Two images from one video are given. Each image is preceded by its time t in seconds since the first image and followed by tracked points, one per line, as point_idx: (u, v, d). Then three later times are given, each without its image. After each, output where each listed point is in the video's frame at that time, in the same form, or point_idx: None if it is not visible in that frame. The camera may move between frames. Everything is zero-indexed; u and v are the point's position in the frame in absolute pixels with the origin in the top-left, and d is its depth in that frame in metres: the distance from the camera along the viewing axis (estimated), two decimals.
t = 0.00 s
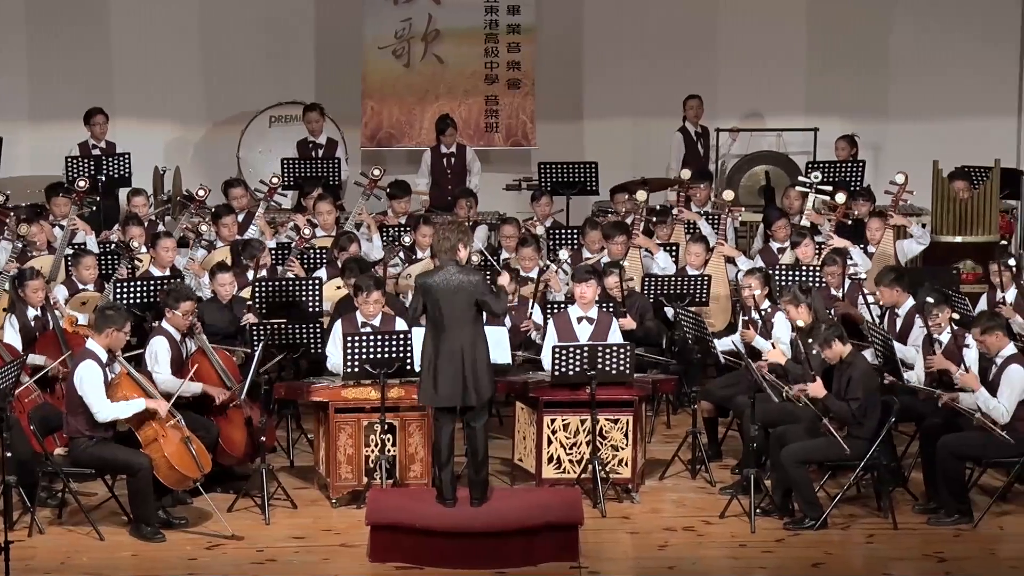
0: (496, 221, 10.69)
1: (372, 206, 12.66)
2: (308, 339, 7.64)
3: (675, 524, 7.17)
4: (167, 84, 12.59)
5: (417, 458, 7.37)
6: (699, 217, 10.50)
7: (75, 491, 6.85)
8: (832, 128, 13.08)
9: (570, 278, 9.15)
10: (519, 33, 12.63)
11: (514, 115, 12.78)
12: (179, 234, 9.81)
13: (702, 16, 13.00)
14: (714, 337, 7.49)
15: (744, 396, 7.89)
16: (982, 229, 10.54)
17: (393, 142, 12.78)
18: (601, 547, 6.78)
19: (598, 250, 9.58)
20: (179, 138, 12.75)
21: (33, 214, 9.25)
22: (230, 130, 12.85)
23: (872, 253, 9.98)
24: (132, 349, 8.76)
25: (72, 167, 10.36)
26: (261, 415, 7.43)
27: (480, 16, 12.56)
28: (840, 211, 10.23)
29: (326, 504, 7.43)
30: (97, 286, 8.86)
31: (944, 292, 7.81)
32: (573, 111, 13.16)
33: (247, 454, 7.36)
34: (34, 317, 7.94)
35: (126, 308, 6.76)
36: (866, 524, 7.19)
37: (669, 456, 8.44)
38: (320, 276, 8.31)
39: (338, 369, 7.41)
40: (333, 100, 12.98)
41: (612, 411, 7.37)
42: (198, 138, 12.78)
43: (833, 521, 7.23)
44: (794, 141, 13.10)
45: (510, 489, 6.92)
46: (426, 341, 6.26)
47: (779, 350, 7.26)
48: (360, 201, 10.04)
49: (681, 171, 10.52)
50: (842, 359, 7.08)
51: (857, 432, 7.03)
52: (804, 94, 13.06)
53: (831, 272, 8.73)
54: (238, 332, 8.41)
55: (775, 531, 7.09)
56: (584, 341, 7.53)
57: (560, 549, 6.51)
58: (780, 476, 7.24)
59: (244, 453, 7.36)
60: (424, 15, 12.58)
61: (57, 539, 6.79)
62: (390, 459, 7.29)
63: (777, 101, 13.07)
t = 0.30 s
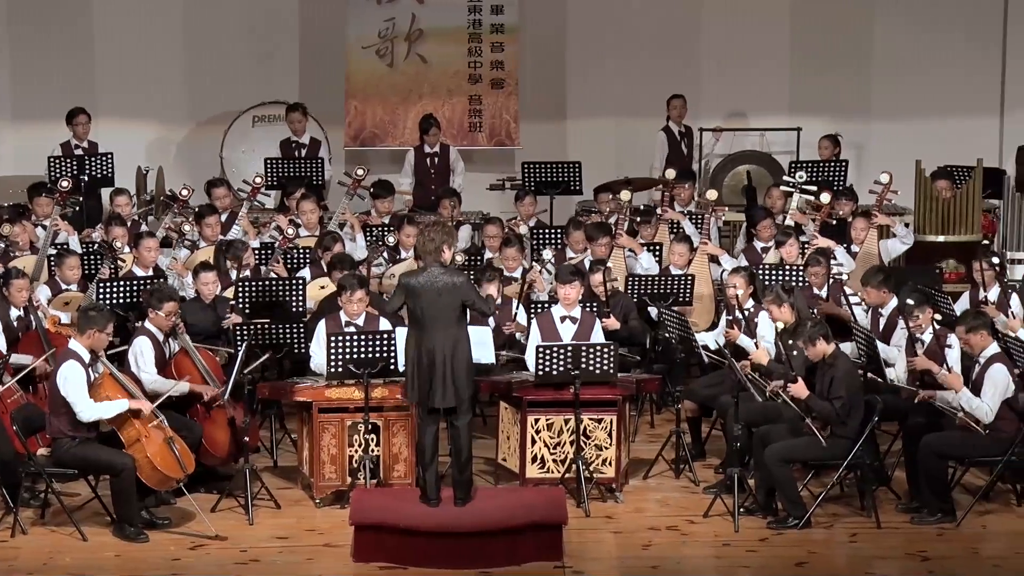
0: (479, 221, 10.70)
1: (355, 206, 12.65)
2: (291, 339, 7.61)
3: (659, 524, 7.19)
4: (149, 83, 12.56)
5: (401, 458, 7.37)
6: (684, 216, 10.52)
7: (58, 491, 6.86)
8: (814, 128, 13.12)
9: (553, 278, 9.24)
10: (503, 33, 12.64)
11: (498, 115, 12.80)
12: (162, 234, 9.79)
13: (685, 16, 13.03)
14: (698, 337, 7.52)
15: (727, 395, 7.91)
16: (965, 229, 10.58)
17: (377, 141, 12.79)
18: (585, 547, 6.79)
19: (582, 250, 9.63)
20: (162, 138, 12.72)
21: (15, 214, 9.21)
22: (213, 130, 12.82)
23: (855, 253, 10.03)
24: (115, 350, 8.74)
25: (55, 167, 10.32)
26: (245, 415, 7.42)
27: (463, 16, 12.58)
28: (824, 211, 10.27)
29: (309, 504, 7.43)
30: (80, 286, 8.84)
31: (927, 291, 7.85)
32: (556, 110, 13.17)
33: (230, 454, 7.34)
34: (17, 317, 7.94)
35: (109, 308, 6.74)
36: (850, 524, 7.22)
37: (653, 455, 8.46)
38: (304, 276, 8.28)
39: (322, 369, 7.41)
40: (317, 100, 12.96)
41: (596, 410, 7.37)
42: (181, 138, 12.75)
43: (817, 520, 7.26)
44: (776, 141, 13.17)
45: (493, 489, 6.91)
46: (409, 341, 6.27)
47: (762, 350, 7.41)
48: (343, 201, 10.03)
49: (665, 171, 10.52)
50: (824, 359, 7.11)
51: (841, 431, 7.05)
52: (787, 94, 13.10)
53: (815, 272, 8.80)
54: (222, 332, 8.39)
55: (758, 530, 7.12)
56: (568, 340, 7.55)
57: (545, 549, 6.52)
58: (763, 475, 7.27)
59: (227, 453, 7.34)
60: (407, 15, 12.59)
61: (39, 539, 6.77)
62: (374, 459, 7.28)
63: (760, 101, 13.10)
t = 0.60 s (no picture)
0: (466, 220, 10.70)
1: (341, 205, 12.64)
2: (277, 338, 7.62)
3: (645, 523, 7.20)
4: (134, 82, 12.53)
5: (388, 457, 7.37)
6: (670, 215, 10.53)
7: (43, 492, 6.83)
8: (800, 127, 13.15)
9: (539, 277, 9.24)
10: (489, 32, 12.54)
11: (483, 114, 12.81)
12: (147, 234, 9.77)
13: (671, 16, 13.05)
14: (683, 336, 7.54)
15: (713, 395, 7.93)
16: (950, 228, 10.62)
17: (362, 141, 12.79)
18: (571, 546, 6.80)
19: (568, 249, 9.67)
20: (147, 138, 12.69)
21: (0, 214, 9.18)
22: (198, 129, 12.79)
23: (840, 252, 10.06)
24: (101, 350, 8.72)
25: (39, 167, 10.29)
26: (230, 415, 7.42)
27: (449, 15, 12.56)
28: (810, 211, 10.32)
29: (295, 504, 7.42)
30: (66, 286, 8.82)
31: (911, 291, 7.88)
32: (542, 110, 13.18)
33: (216, 454, 7.31)
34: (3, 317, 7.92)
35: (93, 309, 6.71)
36: (835, 523, 7.25)
37: (639, 455, 8.48)
38: (289, 276, 8.28)
39: (308, 368, 7.41)
40: (303, 100, 12.94)
41: (582, 410, 7.40)
42: (166, 137, 12.72)
43: (802, 519, 7.29)
44: (762, 140, 13.19)
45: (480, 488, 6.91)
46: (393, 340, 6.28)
47: (749, 349, 7.45)
48: (329, 200, 10.02)
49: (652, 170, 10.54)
50: (808, 357, 7.13)
51: (825, 430, 7.08)
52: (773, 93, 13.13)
53: (801, 271, 8.81)
54: (208, 333, 8.38)
55: (744, 529, 7.14)
56: (554, 340, 7.57)
57: (531, 548, 6.51)
58: (749, 474, 7.29)
59: (213, 453, 7.33)
60: (393, 14, 12.59)
61: (24, 539, 6.75)
62: (360, 459, 7.29)
63: (746, 101, 13.13)
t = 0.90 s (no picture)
0: (452, 220, 10.70)
1: (328, 205, 12.63)
2: (264, 338, 7.61)
3: (632, 522, 7.21)
4: (120, 81, 12.49)
5: (375, 457, 7.37)
6: (657, 215, 10.54)
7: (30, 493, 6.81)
8: (786, 127, 13.18)
9: (527, 276, 9.23)
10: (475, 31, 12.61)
11: (470, 113, 12.82)
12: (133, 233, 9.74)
13: (657, 15, 13.07)
14: (670, 336, 7.56)
15: (700, 393, 7.95)
16: (937, 228, 10.67)
17: (349, 140, 12.80)
18: (559, 545, 6.81)
19: (554, 249, 9.69)
20: (133, 137, 12.66)
21: None
22: (185, 129, 12.77)
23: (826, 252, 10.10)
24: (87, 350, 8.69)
25: (25, 166, 10.26)
26: (217, 415, 7.40)
27: (435, 14, 12.57)
28: (795, 210, 10.35)
29: (282, 503, 7.42)
30: (51, 285, 8.79)
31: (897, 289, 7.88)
32: (528, 109, 13.19)
33: (203, 454, 7.31)
34: None
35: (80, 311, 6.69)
36: (822, 522, 7.27)
37: (626, 454, 8.49)
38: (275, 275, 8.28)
39: (294, 367, 7.38)
40: (289, 99, 12.92)
41: (569, 408, 7.40)
42: (152, 137, 12.69)
43: (789, 518, 7.31)
44: (748, 139, 13.22)
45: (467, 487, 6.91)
46: (380, 339, 6.28)
47: (736, 349, 7.34)
48: (316, 199, 10.00)
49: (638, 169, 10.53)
50: (798, 356, 7.14)
51: (813, 429, 7.12)
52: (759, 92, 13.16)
53: (787, 270, 8.83)
54: (194, 332, 8.36)
55: (731, 528, 7.16)
56: (541, 339, 7.58)
57: (518, 547, 6.52)
58: (736, 473, 7.31)
59: (200, 453, 7.30)
60: (380, 14, 12.59)
61: (11, 539, 6.73)
62: (347, 458, 7.28)
63: (732, 100, 13.16)
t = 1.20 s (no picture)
0: (435, 219, 10.71)
1: (311, 203, 12.62)
2: (246, 337, 7.68)
3: (614, 520, 7.24)
4: (102, 80, 12.46)
5: (358, 456, 7.37)
6: (640, 214, 10.57)
7: (11, 491, 6.77)
8: (768, 126, 13.23)
9: (509, 274, 9.25)
10: (457, 30, 12.68)
11: (452, 112, 12.83)
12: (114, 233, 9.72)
13: (639, 15, 13.10)
14: (653, 335, 7.57)
15: (682, 392, 7.98)
16: (919, 226, 10.72)
17: (332, 139, 12.80)
18: (541, 544, 6.82)
19: (537, 248, 9.71)
20: (116, 136, 12.62)
21: None
22: (167, 128, 12.74)
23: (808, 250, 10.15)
24: (69, 350, 8.67)
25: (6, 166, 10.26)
26: (200, 415, 7.38)
27: (418, 13, 12.58)
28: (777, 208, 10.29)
29: (265, 502, 7.41)
30: (33, 285, 8.77)
31: (880, 287, 7.86)
32: (511, 108, 13.21)
33: (185, 453, 7.32)
34: None
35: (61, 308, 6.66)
36: (804, 520, 7.30)
37: (609, 452, 8.51)
38: (257, 274, 8.27)
39: (277, 366, 7.37)
40: (272, 98, 12.90)
41: (552, 408, 7.40)
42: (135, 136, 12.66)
43: (771, 516, 7.34)
44: (730, 138, 13.27)
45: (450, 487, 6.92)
46: (363, 338, 6.28)
47: (720, 350, 7.49)
48: (299, 198, 9.99)
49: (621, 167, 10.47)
50: (778, 356, 7.18)
51: (795, 429, 7.14)
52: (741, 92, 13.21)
53: (771, 268, 8.77)
54: (177, 332, 8.34)
55: (714, 526, 7.18)
56: (523, 338, 7.58)
57: (501, 546, 6.53)
58: (719, 471, 7.32)
59: (182, 452, 7.32)
60: (362, 13, 12.60)
61: None
62: (330, 457, 7.29)
63: (714, 100, 13.20)
